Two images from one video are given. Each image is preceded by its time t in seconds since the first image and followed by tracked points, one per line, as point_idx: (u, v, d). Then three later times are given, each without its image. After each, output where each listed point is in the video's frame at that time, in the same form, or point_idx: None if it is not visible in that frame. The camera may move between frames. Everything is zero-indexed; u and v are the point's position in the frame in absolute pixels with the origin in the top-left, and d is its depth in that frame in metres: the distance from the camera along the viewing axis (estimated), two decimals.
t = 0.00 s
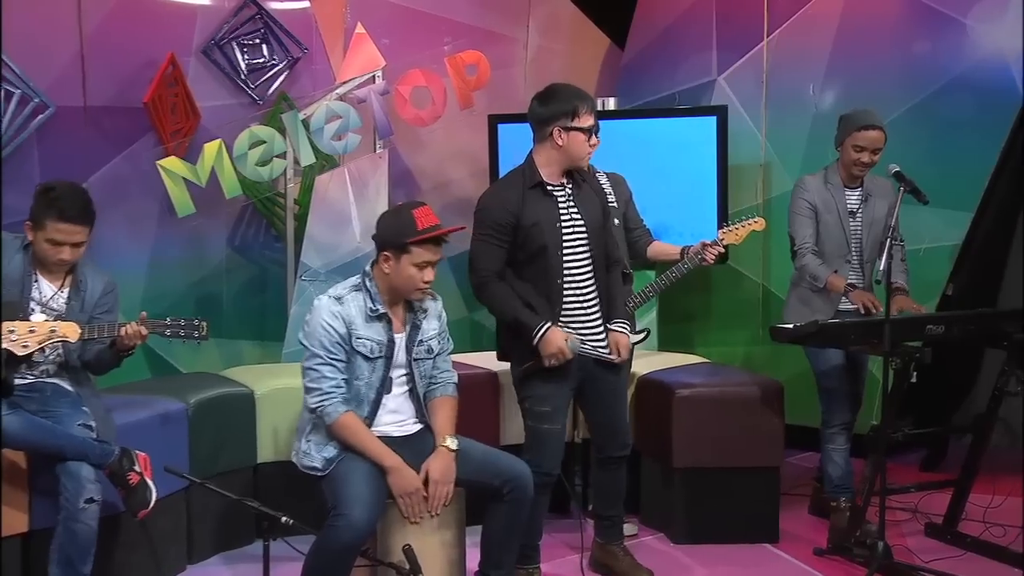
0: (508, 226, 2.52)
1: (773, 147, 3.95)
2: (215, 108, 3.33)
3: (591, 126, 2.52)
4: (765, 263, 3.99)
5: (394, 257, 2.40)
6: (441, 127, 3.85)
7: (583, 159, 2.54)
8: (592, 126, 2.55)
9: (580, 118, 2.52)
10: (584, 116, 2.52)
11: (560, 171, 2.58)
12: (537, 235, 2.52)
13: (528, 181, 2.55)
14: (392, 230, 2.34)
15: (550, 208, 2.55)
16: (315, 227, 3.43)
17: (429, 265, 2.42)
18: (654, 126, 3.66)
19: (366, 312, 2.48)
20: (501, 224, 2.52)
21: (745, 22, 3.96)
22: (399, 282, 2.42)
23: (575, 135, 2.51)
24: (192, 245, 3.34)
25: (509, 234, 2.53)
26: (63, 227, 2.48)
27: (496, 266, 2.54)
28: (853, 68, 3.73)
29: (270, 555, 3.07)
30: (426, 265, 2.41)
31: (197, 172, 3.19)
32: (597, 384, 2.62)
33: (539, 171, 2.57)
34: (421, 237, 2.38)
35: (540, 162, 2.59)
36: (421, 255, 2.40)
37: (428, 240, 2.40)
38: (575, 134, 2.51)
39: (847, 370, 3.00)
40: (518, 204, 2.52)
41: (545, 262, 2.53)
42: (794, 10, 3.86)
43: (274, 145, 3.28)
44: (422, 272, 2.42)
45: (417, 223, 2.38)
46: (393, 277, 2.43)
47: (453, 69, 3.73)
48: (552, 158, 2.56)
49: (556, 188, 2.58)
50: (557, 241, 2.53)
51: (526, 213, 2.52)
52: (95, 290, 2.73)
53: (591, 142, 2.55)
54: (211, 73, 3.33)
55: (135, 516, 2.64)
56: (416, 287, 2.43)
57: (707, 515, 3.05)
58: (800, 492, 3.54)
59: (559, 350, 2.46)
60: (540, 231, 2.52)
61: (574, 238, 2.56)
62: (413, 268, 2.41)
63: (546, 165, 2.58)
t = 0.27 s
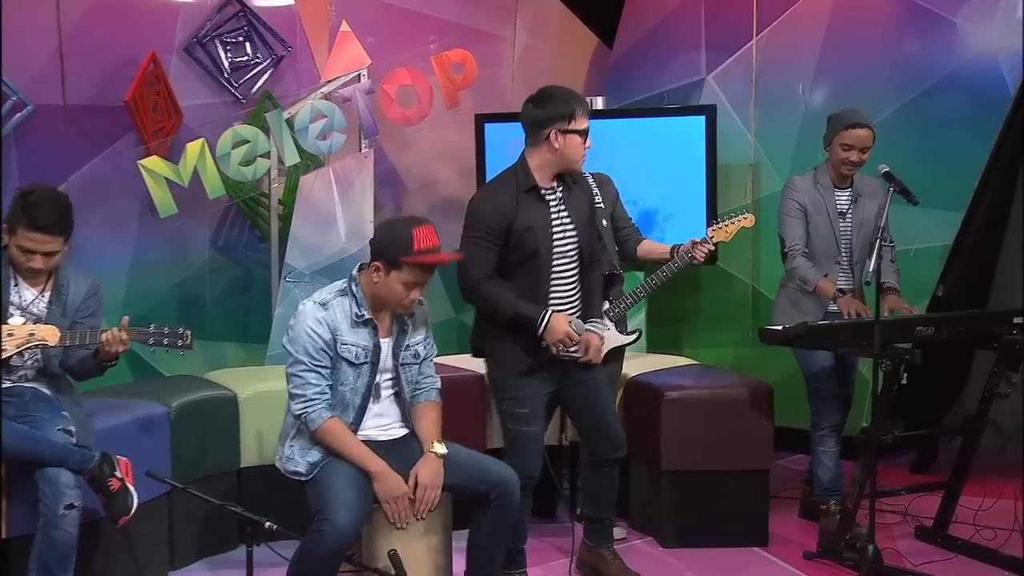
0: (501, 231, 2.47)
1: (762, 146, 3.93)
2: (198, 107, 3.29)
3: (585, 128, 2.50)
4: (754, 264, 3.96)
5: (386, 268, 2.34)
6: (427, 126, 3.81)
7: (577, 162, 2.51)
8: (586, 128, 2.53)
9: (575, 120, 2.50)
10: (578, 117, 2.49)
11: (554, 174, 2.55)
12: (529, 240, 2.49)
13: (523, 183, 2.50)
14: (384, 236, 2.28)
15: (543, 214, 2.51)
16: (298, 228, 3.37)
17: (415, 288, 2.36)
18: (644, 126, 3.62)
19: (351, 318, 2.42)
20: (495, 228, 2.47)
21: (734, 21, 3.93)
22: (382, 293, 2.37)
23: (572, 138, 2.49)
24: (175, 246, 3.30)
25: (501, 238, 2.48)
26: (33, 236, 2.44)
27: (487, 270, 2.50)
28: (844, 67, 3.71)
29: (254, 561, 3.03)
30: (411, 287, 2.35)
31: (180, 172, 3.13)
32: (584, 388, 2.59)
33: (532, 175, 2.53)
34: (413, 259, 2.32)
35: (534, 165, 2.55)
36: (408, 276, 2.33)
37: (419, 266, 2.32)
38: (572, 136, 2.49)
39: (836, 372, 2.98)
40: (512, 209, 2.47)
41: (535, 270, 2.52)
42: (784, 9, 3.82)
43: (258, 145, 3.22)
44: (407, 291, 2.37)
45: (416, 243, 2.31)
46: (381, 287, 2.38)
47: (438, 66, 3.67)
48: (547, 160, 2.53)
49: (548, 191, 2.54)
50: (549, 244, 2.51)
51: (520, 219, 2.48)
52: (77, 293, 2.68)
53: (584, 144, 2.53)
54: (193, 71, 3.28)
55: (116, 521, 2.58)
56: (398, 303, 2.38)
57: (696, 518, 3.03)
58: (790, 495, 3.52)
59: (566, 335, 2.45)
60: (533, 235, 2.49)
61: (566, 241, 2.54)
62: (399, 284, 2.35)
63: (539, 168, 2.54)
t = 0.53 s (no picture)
0: (486, 231, 2.44)
1: (752, 147, 3.91)
2: (182, 106, 3.24)
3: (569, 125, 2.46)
4: (745, 265, 3.94)
5: (372, 279, 2.30)
6: (415, 125, 3.78)
7: (562, 161, 2.48)
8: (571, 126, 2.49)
9: (559, 119, 2.46)
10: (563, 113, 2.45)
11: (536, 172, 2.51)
12: (514, 240, 2.46)
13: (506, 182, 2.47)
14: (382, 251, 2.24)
15: (527, 213, 2.48)
16: (285, 229, 3.38)
17: (390, 308, 2.34)
18: (635, 126, 3.60)
19: (340, 318, 2.38)
20: (479, 228, 2.43)
21: (724, 20, 3.91)
22: (362, 300, 2.35)
23: (556, 136, 2.45)
24: (159, 247, 3.25)
25: (486, 238, 2.45)
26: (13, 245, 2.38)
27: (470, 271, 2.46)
28: (836, 66, 3.69)
29: (239, 567, 2.99)
30: (388, 305, 2.33)
31: (163, 172, 3.13)
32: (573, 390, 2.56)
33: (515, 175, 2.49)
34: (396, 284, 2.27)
35: (518, 164, 2.52)
36: (388, 295, 2.31)
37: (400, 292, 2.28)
38: (556, 135, 2.45)
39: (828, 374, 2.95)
40: (495, 207, 2.43)
41: (519, 273, 2.49)
42: (774, 8, 3.80)
43: (243, 144, 3.24)
44: (383, 307, 2.35)
45: (406, 270, 2.25)
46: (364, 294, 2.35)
47: (426, 65, 3.75)
48: (531, 160, 2.49)
49: (531, 191, 2.51)
50: (534, 244, 2.48)
51: (505, 219, 2.44)
52: (58, 297, 2.63)
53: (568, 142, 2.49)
54: (177, 70, 3.24)
55: (100, 527, 2.55)
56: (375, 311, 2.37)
57: (686, 521, 3.00)
58: (781, 498, 3.50)
59: (560, 321, 2.43)
60: (517, 235, 2.45)
61: (550, 241, 2.51)
62: (378, 297, 2.33)
63: (524, 168, 2.51)
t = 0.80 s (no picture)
0: (466, 232, 2.40)
1: (741, 146, 3.88)
2: (164, 105, 3.20)
3: (534, 117, 2.43)
4: (734, 267, 3.92)
5: (352, 275, 2.26)
6: (401, 125, 3.74)
7: (532, 155, 2.44)
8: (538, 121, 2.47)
9: (525, 113, 2.43)
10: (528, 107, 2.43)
11: (507, 169, 2.47)
12: (495, 239, 2.42)
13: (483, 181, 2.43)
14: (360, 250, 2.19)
15: (504, 209, 2.44)
16: (269, 229, 3.30)
17: (376, 301, 2.29)
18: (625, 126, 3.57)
19: (322, 316, 2.34)
20: (459, 230, 2.40)
21: (712, 18, 3.88)
22: (346, 298, 2.30)
23: (525, 131, 2.42)
24: (141, 248, 3.21)
25: (468, 239, 2.41)
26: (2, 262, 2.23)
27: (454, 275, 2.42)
28: (827, 65, 3.67)
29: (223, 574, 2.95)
30: (372, 298, 2.29)
31: (145, 173, 3.06)
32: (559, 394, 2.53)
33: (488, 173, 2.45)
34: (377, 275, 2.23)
35: (490, 162, 2.48)
36: (371, 288, 2.26)
37: (382, 283, 2.24)
38: (525, 129, 2.42)
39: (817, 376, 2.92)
40: (473, 208, 2.40)
41: (503, 273, 2.45)
42: (763, 7, 3.78)
43: (227, 145, 3.13)
44: (368, 302, 2.30)
45: (387, 261, 2.23)
46: (345, 292, 2.30)
47: (413, 66, 3.58)
48: (503, 156, 2.46)
49: (508, 188, 2.47)
50: (513, 244, 2.44)
51: (484, 221, 2.40)
52: (34, 304, 2.57)
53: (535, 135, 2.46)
54: (159, 69, 3.19)
55: (81, 534, 2.51)
56: (359, 310, 2.32)
57: (675, 525, 2.97)
58: (772, 502, 3.47)
59: (550, 320, 2.40)
60: (495, 234, 2.42)
61: (531, 239, 2.47)
62: (360, 292, 2.28)
63: (496, 166, 2.47)
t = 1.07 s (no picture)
0: (450, 241, 2.37)
1: (730, 146, 3.86)
2: (146, 104, 3.15)
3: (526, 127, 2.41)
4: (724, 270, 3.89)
5: (346, 284, 2.20)
6: (387, 125, 3.70)
7: (521, 163, 2.43)
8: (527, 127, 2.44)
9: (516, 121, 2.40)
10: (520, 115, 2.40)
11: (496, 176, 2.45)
12: (478, 250, 2.41)
13: (469, 187, 2.40)
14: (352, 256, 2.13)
15: (491, 221, 2.42)
16: (253, 231, 3.34)
17: (371, 311, 2.23)
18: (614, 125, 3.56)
19: (314, 325, 2.28)
20: (443, 239, 2.37)
21: (701, 17, 3.85)
22: (339, 307, 2.25)
23: (515, 139, 2.40)
24: (123, 250, 3.16)
25: (450, 249, 2.39)
26: None
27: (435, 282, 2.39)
28: (816, 65, 3.64)
29: None
30: (367, 308, 2.22)
31: (126, 173, 3.05)
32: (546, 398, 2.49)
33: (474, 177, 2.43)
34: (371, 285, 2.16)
35: (477, 169, 2.45)
36: (365, 297, 2.20)
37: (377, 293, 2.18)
38: (515, 137, 2.40)
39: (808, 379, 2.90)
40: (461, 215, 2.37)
41: (489, 276, 2.43)
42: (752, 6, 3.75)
43: (210, 145, 3.16)
44: (362, 312, 2.23)
45: (378, 268, 2.16)
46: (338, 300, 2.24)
47: (398, 64, 3.65)
48: (491, 163, 2.43)
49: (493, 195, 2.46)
50: (496, 251, 2.42)
51: (469, 231, 2.39)
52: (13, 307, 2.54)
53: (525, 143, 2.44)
54: (141, 67, 3.15)
55: (61, 542, 2.46)
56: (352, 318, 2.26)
57: (664, 530, 2.94)
58: (762, 505, 3.45)
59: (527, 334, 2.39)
60: (478, 238, 2.40)
61: (513, 248, 2.46)
62: (355, 302, 2.21)
63: (484, 172, 2.44)
